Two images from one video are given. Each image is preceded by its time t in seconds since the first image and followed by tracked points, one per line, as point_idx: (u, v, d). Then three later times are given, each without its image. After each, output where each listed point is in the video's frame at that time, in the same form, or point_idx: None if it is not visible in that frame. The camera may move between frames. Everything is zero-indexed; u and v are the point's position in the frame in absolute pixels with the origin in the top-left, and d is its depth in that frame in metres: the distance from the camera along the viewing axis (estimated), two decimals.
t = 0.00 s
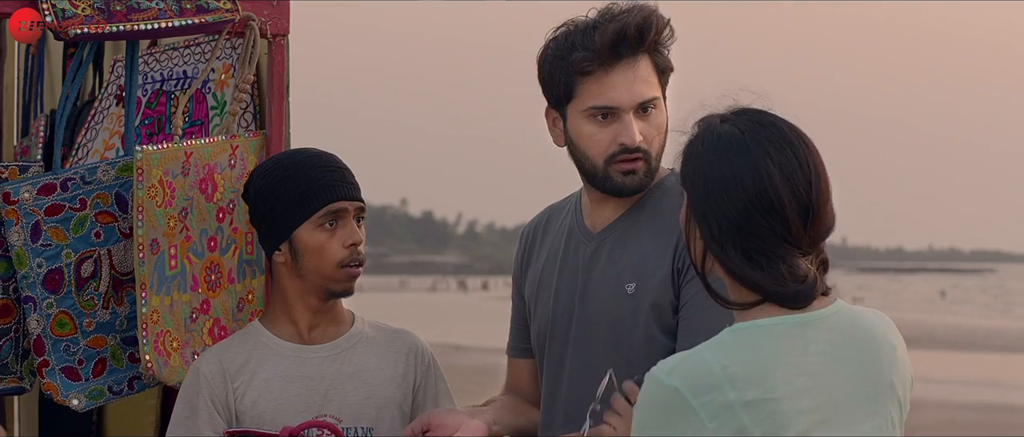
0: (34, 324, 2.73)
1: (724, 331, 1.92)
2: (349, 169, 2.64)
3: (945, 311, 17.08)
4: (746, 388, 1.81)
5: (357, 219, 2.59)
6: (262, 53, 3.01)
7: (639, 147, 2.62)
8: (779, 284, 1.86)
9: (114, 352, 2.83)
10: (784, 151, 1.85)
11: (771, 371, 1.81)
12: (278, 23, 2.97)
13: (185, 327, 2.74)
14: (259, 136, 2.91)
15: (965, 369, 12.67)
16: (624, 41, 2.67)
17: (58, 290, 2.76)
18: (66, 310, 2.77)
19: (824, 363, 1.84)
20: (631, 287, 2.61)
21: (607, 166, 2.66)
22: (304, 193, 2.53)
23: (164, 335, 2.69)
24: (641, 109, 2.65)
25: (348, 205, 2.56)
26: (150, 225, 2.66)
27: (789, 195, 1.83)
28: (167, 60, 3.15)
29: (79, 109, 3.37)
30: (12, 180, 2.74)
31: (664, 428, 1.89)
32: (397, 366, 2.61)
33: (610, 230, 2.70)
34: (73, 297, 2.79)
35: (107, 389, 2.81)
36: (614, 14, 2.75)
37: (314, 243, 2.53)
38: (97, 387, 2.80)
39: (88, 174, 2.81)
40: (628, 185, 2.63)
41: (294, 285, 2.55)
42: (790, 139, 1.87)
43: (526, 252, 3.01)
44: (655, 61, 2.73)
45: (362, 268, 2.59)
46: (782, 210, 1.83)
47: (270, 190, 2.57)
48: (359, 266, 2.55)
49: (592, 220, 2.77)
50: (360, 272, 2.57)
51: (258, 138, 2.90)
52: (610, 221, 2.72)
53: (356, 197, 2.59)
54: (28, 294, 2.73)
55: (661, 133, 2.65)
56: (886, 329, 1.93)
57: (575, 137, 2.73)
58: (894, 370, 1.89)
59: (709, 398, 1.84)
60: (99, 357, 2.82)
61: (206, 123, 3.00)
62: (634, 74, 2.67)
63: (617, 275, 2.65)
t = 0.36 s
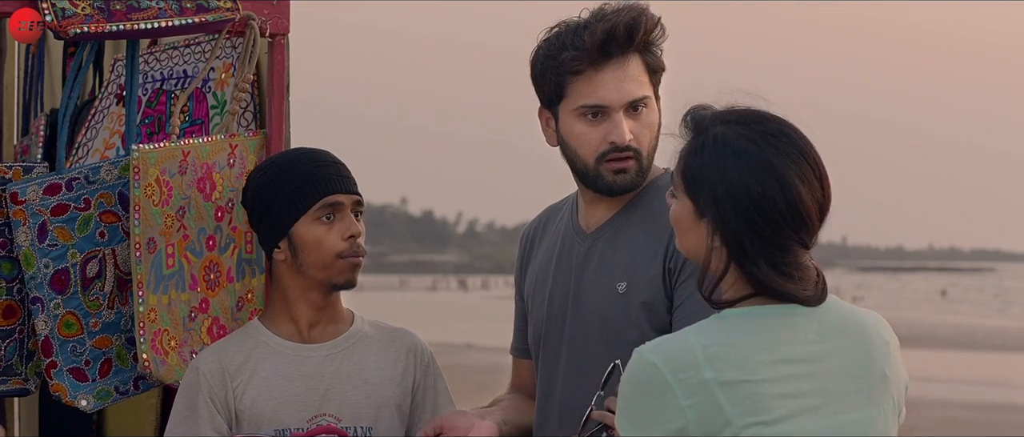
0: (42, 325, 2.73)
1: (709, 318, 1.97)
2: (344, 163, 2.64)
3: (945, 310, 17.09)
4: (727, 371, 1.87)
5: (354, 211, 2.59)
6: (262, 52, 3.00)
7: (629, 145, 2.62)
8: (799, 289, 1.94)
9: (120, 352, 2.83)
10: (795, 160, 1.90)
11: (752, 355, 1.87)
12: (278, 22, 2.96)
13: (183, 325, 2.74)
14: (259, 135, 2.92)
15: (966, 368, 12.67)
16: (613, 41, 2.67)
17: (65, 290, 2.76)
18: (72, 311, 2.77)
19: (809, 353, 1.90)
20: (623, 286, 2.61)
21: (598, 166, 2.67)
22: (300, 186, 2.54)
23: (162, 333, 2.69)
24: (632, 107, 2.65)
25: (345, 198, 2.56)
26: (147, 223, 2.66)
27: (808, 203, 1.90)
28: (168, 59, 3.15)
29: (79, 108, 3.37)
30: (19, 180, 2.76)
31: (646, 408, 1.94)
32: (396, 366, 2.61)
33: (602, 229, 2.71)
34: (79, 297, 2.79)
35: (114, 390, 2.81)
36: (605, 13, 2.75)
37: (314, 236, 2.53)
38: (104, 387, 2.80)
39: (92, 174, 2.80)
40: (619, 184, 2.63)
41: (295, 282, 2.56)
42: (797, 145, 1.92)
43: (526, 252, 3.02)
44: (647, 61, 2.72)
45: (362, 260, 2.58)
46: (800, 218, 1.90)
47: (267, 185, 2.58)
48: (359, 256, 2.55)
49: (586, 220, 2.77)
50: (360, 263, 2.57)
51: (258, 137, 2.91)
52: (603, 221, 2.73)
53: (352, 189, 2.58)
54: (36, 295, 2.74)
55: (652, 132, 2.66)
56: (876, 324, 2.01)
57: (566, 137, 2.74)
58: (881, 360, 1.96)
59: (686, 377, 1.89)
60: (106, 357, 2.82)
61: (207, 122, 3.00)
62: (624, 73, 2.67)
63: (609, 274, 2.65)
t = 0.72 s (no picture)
0: (46, 324, 2.75)
1: (698, 317, 1.99)
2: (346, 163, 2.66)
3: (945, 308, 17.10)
4: (718, 363, 1.89)
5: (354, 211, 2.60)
6: (262, 50, 3.00)
7: (627, 143, 2.63)
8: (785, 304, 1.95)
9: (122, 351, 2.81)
10: (784, 178, 1.90)
11: (740, 349, 1.90)
12: (279, 21, 2.95)
13: (174, 323, 2.74)
14: (259, 133, 2.90)
15: (967, 366, 12.65)
16: (611, 40, 2.69)
17: (68, 289, 2.77)
18: (76, 310, 2.77)
19: (800, 349, 1.92)
20: (622, 282, 2.62)
21: (597, 164, 2.67)
22: (301, 184, 2.55)
23: (150, 330, 2.70)
24: (631, 105, 2.66)
25: (345, 197, 2.58)
26: (135, 220, 2.68)
27: (793, 224, 1.90)
28: (168, 57, 3.15)
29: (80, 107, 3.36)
30: (24, 179, 2.76)
31: (634, 401, 1.95)
32: (396, 363, 2.61)
33: (602, 227, 2.70)
34: (83, 296, 2.78)
35: (116, 389, 2.80)
36: (604, 12, 2.76)
37: (315, 235, 2.54)
38: (107, 386, 2.79)
39: (94, 172, 2.81)
40: (618, 183, 2.64)
41: (294, 281, 2.56)
42: (791, 162, 1.92)
43: (527, 251, 3.01)
44: (645, 60, 2.74)
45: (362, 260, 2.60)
46: (784, 238, 1.91)
47: (267, 183, 2.59)
48: (358, 256, 2.57)
49: (587, 218, 2.77)
50: (359, 264, 2.58)
51: (257, 135, 2.89)
52: (605, 219, 2.72)
53: (352, 188, 2.60)
54: (41, 294, 2.75)
55: (651, 130, 2.67)
56: (866, 325, 2.02)
57: (565, 135, 2.75)
58: (871, 359, 1.97)
59: (675, 368, 1.91)
60: (108, 356, 2.80)
61: (207, 120, 2.99)
62: (623, 72, 2.68)
63: (608, 271, 2.65)
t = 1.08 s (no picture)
0: (39, 322, 2.75)
1: (697, 323, 2.02)
2: (355, 187, 2.60)
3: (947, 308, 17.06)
4: (713, 367, 1.92)
5: (353, 244, 2.55)
6: (263, 50, 2.98)
7: (631, 147, 2.65)
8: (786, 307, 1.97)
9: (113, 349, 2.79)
10: (794, 180, 1.96)
11: (735, 351, 1.93)
12: (280, 21, 2.93)
13: (160, 321, 2.73)
14: (259, 134, 2.86)
15: (967, 367, 12.63)
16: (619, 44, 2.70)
17: (62, 288, 2.76)
18: (68, 309, 2.77)
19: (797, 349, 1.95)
20: (629, 285, 2.62)
21: (601, 167, 2.69)
22: (299, 212, 2.52)
23: (134, 328, 2.70)
24: (635, 109, 2.68)
25: (344, 231, 2.53)
26: (121, 219, 2.69)
27: (799, 227, 1.95)
28: (169, 57, 3.14)
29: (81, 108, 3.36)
30: (22, 179, 2.77)
31: (634, 407, 1.98)
32: (394, 363, 2.61)
33: (607, 229, 2.70)
34: (75, 295, 2.78)
35: (106, 387, 2.79)
36: (608, 16, 2.77)
37: (310, 264, 2.52)
38: (97, 384, 2.78)
39: (91, 172, 2.79)
40: (622, 186, 2.66)
41: (287, 294, 2.56)
42: (799, 168, 1.98)
43: (526, 253, 3.00)
44: (650, 63, 2.74)
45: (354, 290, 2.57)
46: (789, 241, 1.96)
47: (270, 199, 2.56)
48: (349, 287, 2.54)
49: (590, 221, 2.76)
50: (350, 295, 2.55)
51: (257, 136, 2.85)
52: (607, 221, 2.73)
53: (355, 221, 2.55)
54: (34, 294, 2.75)
55: (655, 133, 2.69)
56: (859, 323, 2.04)
57: (569, 137, 2.77)
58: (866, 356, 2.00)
59: (672, 373, 1.94)
60: (98, 355, 2.79)
61: (208, 120, 2.98)
62: (629, 75, 2.69)
63: (613, 276, 2.65)
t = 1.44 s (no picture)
0: (29, 316, 2.76)
1: (729, 339, 2.00)
2: (360, 180, 2.59)
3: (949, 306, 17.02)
4: (756, 388, 1.91)
5: (355, 236, 2.54)
6: (262, 47, 2.97)
7: (641, 147, 2.64)
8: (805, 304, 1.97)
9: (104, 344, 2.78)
10: (801, 175, 1.98)
11: (775, 370, 1.92)
12: (280, 18, 2.91)
13: (151, 315, 2.72)
14: (258, 131, 2.83)
15: (967, 364, 12.62)
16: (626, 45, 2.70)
17: (53, 283, 2.76)
18: (58, 303, 2.76)
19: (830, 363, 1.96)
20: (649, 285, 2.66)
21: (611, 168, 2.68)
22: (301, 202, 2.52)
23: (123, 321, 2.69)
24: (644, 110, 2.67)
25: (346, 223, 2.52)
26: (111, 213, 2.70)
27: (812, 221, 1.97)
28: (169, 54, 3.14)
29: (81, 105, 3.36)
30: (15, 173, 2.77)
31: (673, 426, 1.96)
32: (396, 361, 2.62)
33: (621, 229, 2.74)
34: (66, 290, 2.77)
35: (96, 381, 2.79)
36: (613, 18, 2.78)
37: (311, 255, 2.51)
38: (86, 378, 2.78)
39: (87, 169, 2.78)
40: (632, 185, 2.66)
41: (289, 288, 2.54)
42: (804, 165, 2.01)
43: (530, 251, 3.01)
44: (656, 65, 2.75)
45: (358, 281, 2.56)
46: (804, 234, 1.96)
47: (274, 191, 2.57)
48: (352, 279, 2.52)
49: (603, 221, 2.78)
50: (354, 286, 2.54)
51: (255, 133, 2.83)
52: (620, 221, 2.75)
53: (357, 213, 2.54)
54: (24, 287, 2.75)
55: (664, 134, 2.68)
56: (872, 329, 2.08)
57: (578, 140, 2.75)
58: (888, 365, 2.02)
59: (714, 393, 1.92)
60: (89, 348, 2.78)
61: (208, 117, 2.98)
62: (637, 77, 2.69)
63: (632, 275, 2.69)
